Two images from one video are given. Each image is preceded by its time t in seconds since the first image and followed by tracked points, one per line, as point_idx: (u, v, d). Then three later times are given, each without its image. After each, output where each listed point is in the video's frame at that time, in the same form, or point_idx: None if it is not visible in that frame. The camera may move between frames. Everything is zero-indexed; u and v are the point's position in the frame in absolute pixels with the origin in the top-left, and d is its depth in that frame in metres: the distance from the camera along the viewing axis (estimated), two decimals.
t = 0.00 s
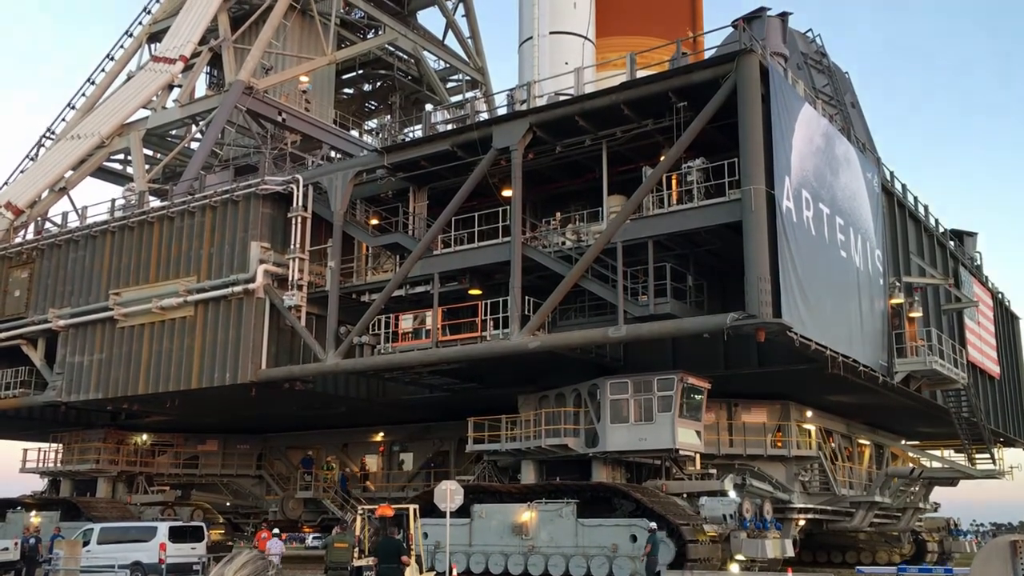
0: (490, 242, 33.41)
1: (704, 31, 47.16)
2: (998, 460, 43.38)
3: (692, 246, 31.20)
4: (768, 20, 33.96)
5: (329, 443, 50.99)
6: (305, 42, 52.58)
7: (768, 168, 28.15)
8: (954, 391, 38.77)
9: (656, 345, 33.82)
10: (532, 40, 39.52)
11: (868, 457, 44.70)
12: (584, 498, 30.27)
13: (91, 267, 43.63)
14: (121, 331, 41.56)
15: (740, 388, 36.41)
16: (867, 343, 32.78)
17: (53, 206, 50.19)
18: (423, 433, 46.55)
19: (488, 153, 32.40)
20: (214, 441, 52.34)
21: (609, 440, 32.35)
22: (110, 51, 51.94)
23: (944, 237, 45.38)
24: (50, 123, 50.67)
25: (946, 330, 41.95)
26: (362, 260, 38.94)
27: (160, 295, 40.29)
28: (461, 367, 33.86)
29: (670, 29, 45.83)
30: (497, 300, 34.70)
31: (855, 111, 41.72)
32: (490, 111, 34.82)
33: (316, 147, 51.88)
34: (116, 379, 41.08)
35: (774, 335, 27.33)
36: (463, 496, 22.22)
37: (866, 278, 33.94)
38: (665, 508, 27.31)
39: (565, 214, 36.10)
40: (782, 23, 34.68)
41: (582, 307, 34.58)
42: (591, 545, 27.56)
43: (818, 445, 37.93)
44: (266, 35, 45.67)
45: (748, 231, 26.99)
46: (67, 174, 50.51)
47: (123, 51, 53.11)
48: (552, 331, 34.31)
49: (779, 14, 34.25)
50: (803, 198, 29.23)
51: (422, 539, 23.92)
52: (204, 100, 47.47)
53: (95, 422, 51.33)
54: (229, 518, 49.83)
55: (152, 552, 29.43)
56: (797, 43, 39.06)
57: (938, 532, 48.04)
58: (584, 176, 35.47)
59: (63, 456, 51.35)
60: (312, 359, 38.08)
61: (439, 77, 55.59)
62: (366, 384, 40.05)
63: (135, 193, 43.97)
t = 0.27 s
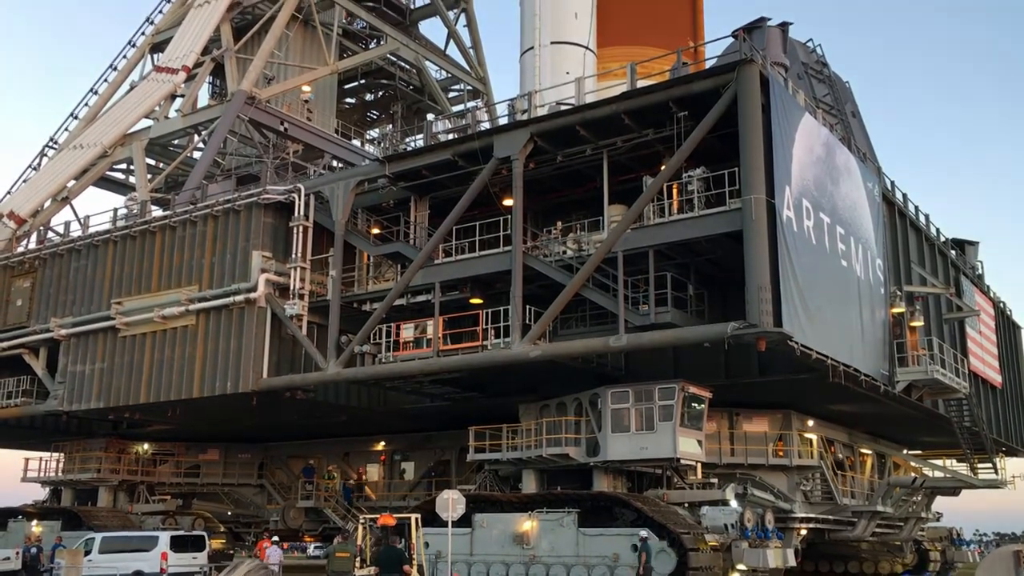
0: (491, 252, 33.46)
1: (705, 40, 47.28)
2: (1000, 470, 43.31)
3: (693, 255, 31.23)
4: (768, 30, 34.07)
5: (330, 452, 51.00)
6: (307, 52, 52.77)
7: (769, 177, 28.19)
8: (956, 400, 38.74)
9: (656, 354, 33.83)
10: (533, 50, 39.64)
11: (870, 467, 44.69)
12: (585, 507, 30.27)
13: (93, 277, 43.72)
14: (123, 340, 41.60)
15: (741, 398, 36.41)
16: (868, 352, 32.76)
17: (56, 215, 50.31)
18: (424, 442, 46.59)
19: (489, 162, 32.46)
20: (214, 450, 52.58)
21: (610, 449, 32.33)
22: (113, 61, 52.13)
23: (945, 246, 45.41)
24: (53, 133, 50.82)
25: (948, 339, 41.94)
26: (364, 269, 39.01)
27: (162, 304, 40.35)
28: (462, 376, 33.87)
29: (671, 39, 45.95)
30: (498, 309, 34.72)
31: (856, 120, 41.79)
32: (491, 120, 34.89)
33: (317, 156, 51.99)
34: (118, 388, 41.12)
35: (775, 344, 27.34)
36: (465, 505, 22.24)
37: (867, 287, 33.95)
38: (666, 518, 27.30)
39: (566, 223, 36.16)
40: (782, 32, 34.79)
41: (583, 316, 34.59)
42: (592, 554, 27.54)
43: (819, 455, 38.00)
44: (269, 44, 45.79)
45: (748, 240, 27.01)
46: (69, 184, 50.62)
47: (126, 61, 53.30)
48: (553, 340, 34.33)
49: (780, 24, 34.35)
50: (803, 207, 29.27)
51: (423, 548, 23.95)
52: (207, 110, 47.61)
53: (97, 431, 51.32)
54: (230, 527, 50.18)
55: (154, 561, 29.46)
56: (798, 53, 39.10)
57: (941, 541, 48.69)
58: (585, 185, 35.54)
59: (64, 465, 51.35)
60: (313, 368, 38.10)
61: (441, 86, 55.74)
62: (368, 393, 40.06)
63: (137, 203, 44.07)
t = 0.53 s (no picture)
0: (492, 264, 33.50)
1: (705, 54, 47.44)
2: (1003, 483, 43.17)
3: (694, 268, 31.27)
4: (768, 44, 34.18)
5: (332, 465, 50.95)
6: (310, 65, 52.96)
7: (770, 190, 28.23)
8: (958, 413, 38.67)
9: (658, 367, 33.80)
10: (534, 64, 39.77)
11: (872, 480, 44.60)
12: (586, 521, 30.21)
13: (95, 290, 43.80)
14: (125, 353, 41.64)
15: (743, 411, 36.34)
16: (869, 365, 32.73)
17: (59, 228, 50.45)
18: (425, 455, 46.55)
19: (490, 175, 32.54)
20: (216, 463, 52.63)
21: (612, 462, 32.28)
22: (116, 75, 52.38)
23: (947, 260, 45.45)
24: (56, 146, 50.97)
25: (950, 351, 41.89)
26: (366, 282, 39.06)
27: (164, 317, 40.41)
28: (463, 388, 33.86)
29: (671, 52, 46.14)
30: (500, 322, 34.74)
31: (857, 133, 41.88)
32: (493, 134, 34.98)
33: (320, 169, 52.13)
34: (119, 401, 41.13)
35: (777, 357, 27.32)
36: (467, 518, 22.16)
37: (869, 300, 33.96)
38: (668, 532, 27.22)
39: (568, 236, 36.23)
40: (782, 46, 34.92)
41: (584, 329, 34.59)
42: (594, 568, 27.45)
43: (822, 468, 37.82)
44: (272, 58, 45.90)
45: (749, 253, 27.02)
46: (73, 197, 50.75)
47: (130, 75, 53.54)
48: (555, 353, 34.33)
49: (780, 37, 34.48)
50: (804, 220, 29.29)
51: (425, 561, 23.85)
52: (210, 123, 47.76)
53: (99, 444, 51.30)
54: (231, 541, 49.86)
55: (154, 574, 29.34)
56: (798, 65, 38.88)
57: (943, 555, 48.73)
58: (586, 198, 35.63)
59: (65, 478, 51.30)
60: (315, 381, 38.10)
61: (443, 100, 55.92)
62: (369, 406, 40.04)
63: (140, 216, 44.16)
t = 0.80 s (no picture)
0: (493, 279, 33.50)
1: (705, 69, 47.62)
2: (1006, 498, 43.00)
3: (694, 282, 31.27)
4: (768, 59, 34.28)
5: (332, 481, 50.82)
6: (311, 81, 53.14)
7: (770, 205, 28.25)
8: (960, 428, 38.54)
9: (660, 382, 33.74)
10: (535, 79, 39.90)
11: (875, 495, 44.45)
12: (587, 537, 30.08)
13: (96, 305, 43.80)
14: (126, 368, 41.61)
15: (745, 426, 36.23)
16: (871, 380, 32.66)
17: (60, 243, 50.51)
18: (426, 471, 46.43)
19: (491, 190, 32.58)
20: (216, 479, 52.84)
21: (613, 477, 32.18)
22: (119, 91, 52.55)
23: (948, 274, 45.44)
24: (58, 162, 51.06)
25: (952, 366, 41.81)
26: (366, 297, 39.06)
27: (165, 332, 40.41)
28: (464, 404, 33.81)
29: (671, 68, 46.31)
30: (500, 337, 34.72)
31: (857, 148, 41.93)
32: (493, 149, 35.06)
33: (321, 185, 52.24)
34: (120, 416, 41.07)
35: (778, 372, 27.26)
36: (468, 534, 22.03)
37: (870, 315, 33.92)
38: (670, 548, 27.09)
39: (568, 251, 36.25)
40: (782, 62, 35.02)
41: (585, 344, 34.59)
42: None
43: (824, 484, 37.68)
44: (274, 74, 46.08)
45: (750, 268, 27.02)
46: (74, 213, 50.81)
47: (132, 91, 53.73)
48: (555, 368, 34.29)
49: (780, 53, 34.60)
50: (805, 235, 29.30)
51: None
52: (212, 138, 47.90)
53: (99, 460, 51.17)
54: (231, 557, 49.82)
55: None
56: (798, 81, 39.02)
57: (946, 571, 48.59)
58: (587, 213, 35.68)
59: (65, 494, 51.19)
60: (315, 396, 38.07)
61: (444, 115, 56.10)
62: (370, 421, 39.96)
63: (141, 231, 44.22)
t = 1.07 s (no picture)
0: (493, 294, 33.52)
1: (705, 85, 47.82)
2: (1008, 514, 42.86)
3: (694, 297, 31.29)
4: (767, 74, 34.41)
5: (332, 496, 50.68)
6: (312, 96, 53.32)
7: (769, 220, 28.29)
8: (961, 444, 38.46)
9: (660, 397, 33.70)
10: (535, 95, 40.03)
11: (877, 510, 44.30)
12: (587, 552, 29.98)
13: (97, 320, 43.82)
14: (125, 383, 41.60)
15: (746, 441, 36.15)
16: (871, 395, 32.63)
17: (61, 258, 50.47)
18: (426, 486, 46.32)
19: (490, 205, 32.65)
20: (215, 494, 52.86)
21: (613, 492, 32.09)
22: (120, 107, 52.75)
23: (948, 289, 45.47)
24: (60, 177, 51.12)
25: (952, 381, 41.76)
26: (366, 312, 39.09)
27: (165, 347, 40.42)
28: (464, 419, 33.77)
29: (672, 84, 46.46)
30: (500, 352, 34.70)
31: (856, 163, 42.02)
32: (493, 164, 35.15)
33: (321, 200, 52.36)
34: (119, 432, 41.01)
35: (778, 387, 27.23)
36: (469, 550, 22.03)
37: (870, 330, 33.92)
38: (670, 563, 26.99)
39: (568, 266, 36.29)
40: (781, 77, 35.18)
41: (585, 358, 34.62)
42: None
43: (824, 499, 37.58)
44: (275, 89, 46.25)
45: (749, 282, 27.04)
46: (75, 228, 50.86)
47: (133, 107, 53.93)
48: (555, 383, 34.27)
49: (778, 69, 34.76)
50: (804, 249, 29.34)
51: None
52: (213, 154, 48.03)
53: (98, 475, 51.07)
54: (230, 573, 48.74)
55: None
56: (797, 96, 39.16)
57: None
58: (586, 228, 35.75)
59: (64, 510, 51.09)
60: (315, 411, 38.03)
61: (445, 130, 56.27)
62: (370, 436, 39.89)
63: (142, 246, 44.30)
